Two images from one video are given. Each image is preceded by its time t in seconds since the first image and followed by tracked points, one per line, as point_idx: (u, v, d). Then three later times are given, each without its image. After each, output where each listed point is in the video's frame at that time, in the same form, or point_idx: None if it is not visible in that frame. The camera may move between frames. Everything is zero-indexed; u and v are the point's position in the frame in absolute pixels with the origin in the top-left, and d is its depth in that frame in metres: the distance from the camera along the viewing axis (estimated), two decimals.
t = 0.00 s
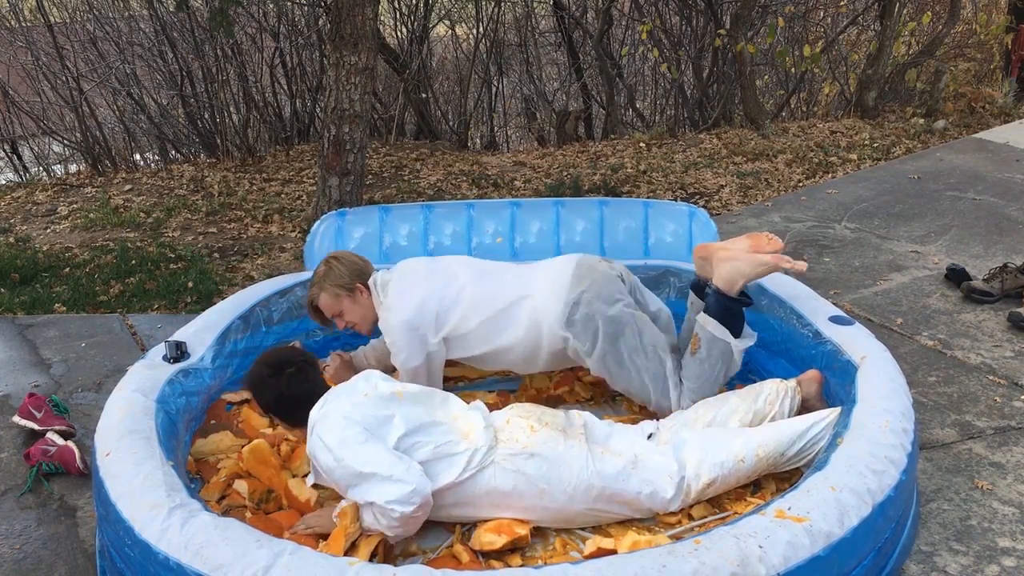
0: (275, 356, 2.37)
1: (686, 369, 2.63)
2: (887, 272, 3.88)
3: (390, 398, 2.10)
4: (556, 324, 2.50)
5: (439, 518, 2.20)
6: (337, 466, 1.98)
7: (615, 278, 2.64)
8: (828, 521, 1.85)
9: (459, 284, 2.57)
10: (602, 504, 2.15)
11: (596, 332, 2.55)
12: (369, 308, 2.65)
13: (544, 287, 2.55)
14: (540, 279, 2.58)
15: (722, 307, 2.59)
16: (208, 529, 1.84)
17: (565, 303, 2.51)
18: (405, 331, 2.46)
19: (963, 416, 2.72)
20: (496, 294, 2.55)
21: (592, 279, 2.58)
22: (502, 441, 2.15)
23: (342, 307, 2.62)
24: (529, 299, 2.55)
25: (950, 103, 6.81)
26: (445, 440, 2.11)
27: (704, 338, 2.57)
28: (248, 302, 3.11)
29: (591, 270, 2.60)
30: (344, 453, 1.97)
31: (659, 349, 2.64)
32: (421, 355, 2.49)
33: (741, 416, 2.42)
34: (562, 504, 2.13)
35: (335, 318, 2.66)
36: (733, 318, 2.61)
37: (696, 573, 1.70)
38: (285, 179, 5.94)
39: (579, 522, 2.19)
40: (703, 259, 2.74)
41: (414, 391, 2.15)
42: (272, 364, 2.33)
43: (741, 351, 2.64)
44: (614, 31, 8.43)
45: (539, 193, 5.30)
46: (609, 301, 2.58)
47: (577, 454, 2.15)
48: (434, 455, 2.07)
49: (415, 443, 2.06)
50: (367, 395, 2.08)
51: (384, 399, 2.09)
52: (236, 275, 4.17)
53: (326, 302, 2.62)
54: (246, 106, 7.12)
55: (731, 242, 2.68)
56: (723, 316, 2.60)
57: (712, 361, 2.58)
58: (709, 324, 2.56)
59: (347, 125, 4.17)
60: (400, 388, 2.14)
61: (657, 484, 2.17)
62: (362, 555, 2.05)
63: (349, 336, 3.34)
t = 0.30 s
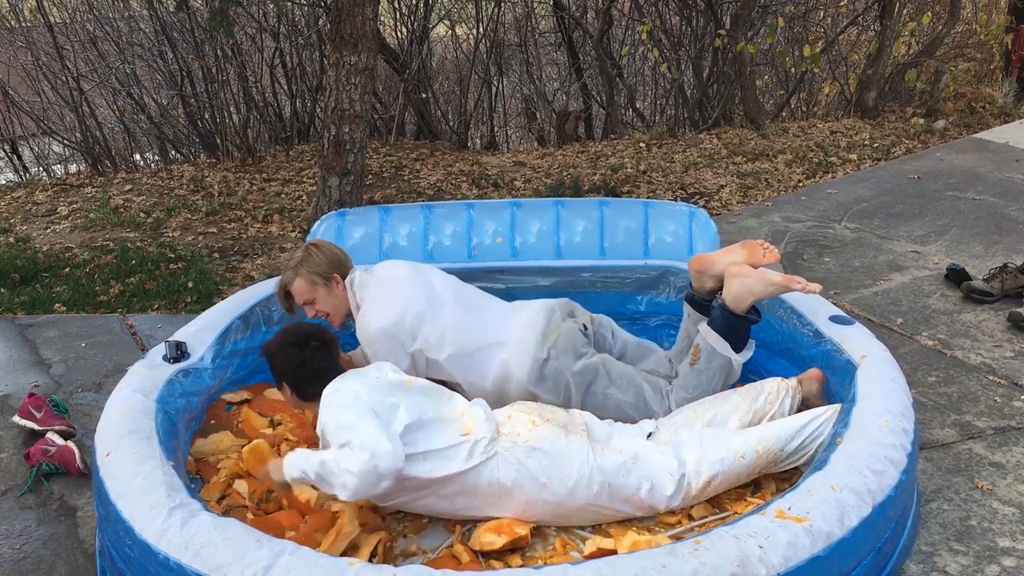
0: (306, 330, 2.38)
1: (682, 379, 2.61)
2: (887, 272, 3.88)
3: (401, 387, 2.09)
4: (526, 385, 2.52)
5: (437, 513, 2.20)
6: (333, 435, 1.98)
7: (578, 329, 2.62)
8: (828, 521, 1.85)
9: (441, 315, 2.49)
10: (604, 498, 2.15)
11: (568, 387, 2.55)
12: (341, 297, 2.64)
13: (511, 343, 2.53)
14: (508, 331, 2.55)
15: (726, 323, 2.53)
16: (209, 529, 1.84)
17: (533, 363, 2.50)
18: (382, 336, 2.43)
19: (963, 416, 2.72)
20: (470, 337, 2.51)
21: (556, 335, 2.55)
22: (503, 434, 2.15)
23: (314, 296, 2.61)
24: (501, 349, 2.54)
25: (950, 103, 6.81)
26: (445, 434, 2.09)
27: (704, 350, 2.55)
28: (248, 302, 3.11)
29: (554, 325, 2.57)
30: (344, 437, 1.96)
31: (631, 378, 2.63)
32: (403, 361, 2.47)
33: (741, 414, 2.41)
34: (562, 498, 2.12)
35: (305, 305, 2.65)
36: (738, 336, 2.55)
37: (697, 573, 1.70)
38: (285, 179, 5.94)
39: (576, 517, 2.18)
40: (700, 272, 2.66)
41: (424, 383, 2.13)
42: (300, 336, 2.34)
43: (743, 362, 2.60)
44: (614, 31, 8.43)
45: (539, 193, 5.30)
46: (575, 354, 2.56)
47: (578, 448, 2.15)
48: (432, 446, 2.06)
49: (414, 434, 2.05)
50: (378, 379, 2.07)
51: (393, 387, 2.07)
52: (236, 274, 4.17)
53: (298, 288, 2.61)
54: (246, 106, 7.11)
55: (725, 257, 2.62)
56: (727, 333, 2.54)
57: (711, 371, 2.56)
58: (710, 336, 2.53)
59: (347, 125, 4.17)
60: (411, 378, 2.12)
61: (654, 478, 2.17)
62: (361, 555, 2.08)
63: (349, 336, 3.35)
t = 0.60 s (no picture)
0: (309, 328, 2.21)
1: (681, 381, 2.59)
2: (887, 272, 3.88)
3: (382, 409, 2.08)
4: (526, 385, 2.54)
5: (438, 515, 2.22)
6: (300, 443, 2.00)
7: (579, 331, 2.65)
8: (829, 521, 1.85)
9: (450, 322, 2.48)
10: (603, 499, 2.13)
11: (566, 387, 2.56)
12: (353, 289, 2.63)
13: (513, 344, 2.54)
14: (509, 334, 2.56)
15: (721, 326, 2.51)
16: (209, 529, 1.84)
17: (533, 362, 2.52)
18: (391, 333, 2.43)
19: (963, 416, 2.72)
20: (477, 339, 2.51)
21: (556, 334, 2.58)
22: (493, 442, 2.16)
23: (330, 286, 2.58)
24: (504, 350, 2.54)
25: (950, 103, 6.81)
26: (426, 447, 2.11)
27: (700, 354, 2.54)
28: (248, 302, 3.12)
29: (554, 325, 2.60)
30: (321, 480, 1.95)
31: (633, 379, 2.61)
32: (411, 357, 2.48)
33: (736, 410, 2.42)
34: (558, 502, 2.12)
35: (317, 296, 2.60)
36: (734, 340, 2.53)
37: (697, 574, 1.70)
38: (285, 179, 5.94)
39: (577, 523, 2.17)
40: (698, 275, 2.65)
41: (418, 397, 2.13)
42: (295, 352, 2.18)
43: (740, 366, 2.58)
44: (614, 31, 8.43)
45: (539, 193, 5.31)
46: (576, 352, 2.57)
47: (570, 453, 2.13)
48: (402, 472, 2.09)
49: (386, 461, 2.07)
50: (363, 398, 2.07)
51: (380, 405, 2.08)
52: (236, 274, 4.17)
53: (315, 278, 2.57)
54: (246, 106, 7.11)
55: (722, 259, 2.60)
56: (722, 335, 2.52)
57: (709, 374, 2.54)
58: (706, 339, 2.52)
59: (347, 125, 4.17)
60: (401, 394, 2.12)
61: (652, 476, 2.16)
62: (362, 554, 2.09)
63: (349, 336, 3.35)
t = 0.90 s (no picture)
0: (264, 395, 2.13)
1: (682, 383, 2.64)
2: (887, 272, 3.88)
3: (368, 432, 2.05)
4: (529, 388, 2.50)
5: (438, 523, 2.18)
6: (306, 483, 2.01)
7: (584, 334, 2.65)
8: (828, 519, 1.85)
9: (464, 323, 2.50)
10: (602, 507, 2.12)
11: (570, 388, 2.53)
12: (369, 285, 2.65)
13: (519, 351, 2.53)
14: (517, 341, 2.54)
15: (724, 320, 2.57)
16: (207, 531, 1.84)
17: (539, 365, 2.50)
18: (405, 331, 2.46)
19: (963, 416, 2.72)
20: (484, 344, 2.51)
21: (561, 340, 2.57)
22: (489, 457, 2.12)
23: (347, 279, 2.60)
24: (513, 356, 2.52)
25: (950, 103, 6.81)
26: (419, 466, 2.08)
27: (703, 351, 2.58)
28: (248, 302, 3.13)
29: (560, 332, 2.59)
30: (346, 505, 1.94)
31: (635, 380, 2.64)
32: (419, 354, 2.49)
33: (722, 397, 2.40)
34: (559, 511, 2.12)
35: (333, 288, 2.61)
36: (736, 334, 2.58)
37: (697, 573, 1.70)
38: (285, 179, 5.95)
39: (580, 527, 2.16)
40: (686, 264, 2.64)
41: (393, 418, 2.10)
42: (253, 420, 2.08)
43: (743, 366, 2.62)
44: (614, 31, 8.43)
45: (539, 193, 5.31)
46: (580, 355, 2.56)
47: (567, 465, 2.10)
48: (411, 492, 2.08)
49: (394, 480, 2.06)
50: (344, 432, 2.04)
51: (364, 432, 2.04)
52: (236, 275, 4.17)
53: (333, 270, 2.60)
54: (246, 106, 7.12)
55: (706, 245, 2.60)
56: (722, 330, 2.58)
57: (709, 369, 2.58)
58: (708, 335, 2.57)
59: (347, 125, 4.17)
60: (378, 417, 2.08)
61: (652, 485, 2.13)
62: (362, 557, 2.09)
63: (349, 336, 3.37)
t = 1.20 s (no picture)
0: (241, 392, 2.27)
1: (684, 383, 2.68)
2: (887, 272, 3.88)
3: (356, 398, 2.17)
4: (525, 392, 2.48)
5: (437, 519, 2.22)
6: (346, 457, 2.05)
7: (579, 340, 2.64)
8: (830, 522, 1.85)
9: (468, 322, 2.52)
10: (599, 505, 2.13)
11: (566, 392, 2.53)
12: (373, 280, 2.67)
13: (517, 355, 2.52)
14: (516, 346, 2.54)
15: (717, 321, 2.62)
16: (212, 528, 1.84)
17: (534, 370, 2.49)
18: (411, 326, 2.47)
19: (963, 416, 2.72)
20: (485, 345, 2.51)
21: (558, 344, 2.57)
22: (487, 450, 2.15)
23: (354, 274, 2.62)
24: (514, 357, 2.51)
25: (950, 103, 6.82)
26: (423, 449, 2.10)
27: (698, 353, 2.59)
28: (247, 304, 3.11)
29: (557, 336, 2.59)
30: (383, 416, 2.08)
31: (632, 387, 2.60)
32: (422, 351, 2.48)
33: (721, 382, 2.28)
34: (558, 508, 2.14)
35: (338, 282, 2.63)
36: (732, 333, 2.62)
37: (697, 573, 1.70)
38: (285, 179, 5.95)
39: (578, 521, 2.16)
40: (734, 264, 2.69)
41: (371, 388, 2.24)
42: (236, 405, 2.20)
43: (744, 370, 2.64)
44: (614, 31, 8.43)
45: (539, 193, 5.31)
46: (576, 361, 2.57)
47: (568, 459, 2.12)
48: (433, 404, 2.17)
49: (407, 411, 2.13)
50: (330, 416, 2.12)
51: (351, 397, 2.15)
52: (236, 275, 4.17)
53: (342, 263, 2.62)
54: (246, 106, 7.12)
55: (760, 249, 2.66)
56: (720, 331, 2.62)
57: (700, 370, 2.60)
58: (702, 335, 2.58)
59: (347, 125, 4.17)
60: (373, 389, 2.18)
61: (648, 486, 2.11)
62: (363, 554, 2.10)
63: (348, 336, 3.39)
